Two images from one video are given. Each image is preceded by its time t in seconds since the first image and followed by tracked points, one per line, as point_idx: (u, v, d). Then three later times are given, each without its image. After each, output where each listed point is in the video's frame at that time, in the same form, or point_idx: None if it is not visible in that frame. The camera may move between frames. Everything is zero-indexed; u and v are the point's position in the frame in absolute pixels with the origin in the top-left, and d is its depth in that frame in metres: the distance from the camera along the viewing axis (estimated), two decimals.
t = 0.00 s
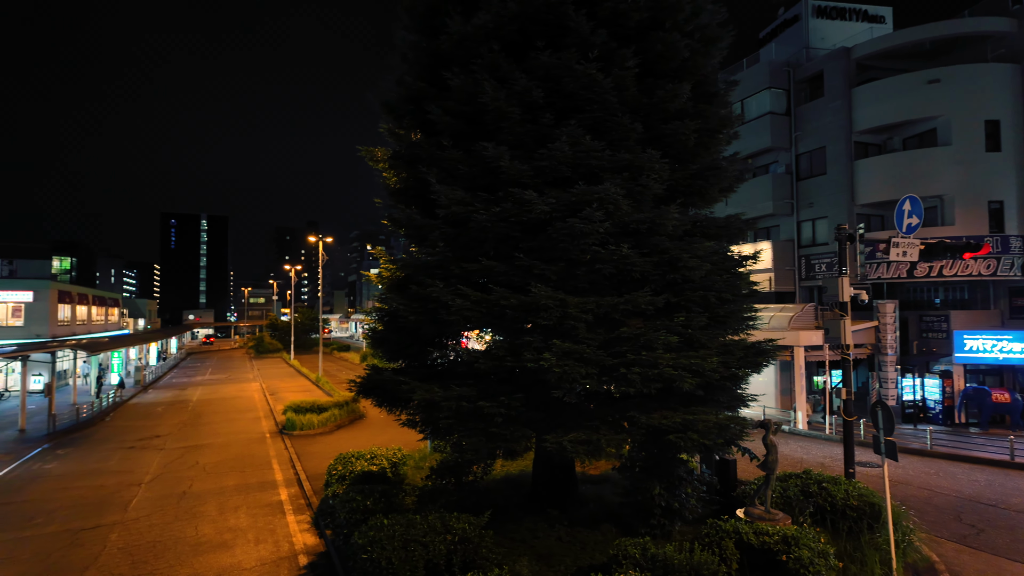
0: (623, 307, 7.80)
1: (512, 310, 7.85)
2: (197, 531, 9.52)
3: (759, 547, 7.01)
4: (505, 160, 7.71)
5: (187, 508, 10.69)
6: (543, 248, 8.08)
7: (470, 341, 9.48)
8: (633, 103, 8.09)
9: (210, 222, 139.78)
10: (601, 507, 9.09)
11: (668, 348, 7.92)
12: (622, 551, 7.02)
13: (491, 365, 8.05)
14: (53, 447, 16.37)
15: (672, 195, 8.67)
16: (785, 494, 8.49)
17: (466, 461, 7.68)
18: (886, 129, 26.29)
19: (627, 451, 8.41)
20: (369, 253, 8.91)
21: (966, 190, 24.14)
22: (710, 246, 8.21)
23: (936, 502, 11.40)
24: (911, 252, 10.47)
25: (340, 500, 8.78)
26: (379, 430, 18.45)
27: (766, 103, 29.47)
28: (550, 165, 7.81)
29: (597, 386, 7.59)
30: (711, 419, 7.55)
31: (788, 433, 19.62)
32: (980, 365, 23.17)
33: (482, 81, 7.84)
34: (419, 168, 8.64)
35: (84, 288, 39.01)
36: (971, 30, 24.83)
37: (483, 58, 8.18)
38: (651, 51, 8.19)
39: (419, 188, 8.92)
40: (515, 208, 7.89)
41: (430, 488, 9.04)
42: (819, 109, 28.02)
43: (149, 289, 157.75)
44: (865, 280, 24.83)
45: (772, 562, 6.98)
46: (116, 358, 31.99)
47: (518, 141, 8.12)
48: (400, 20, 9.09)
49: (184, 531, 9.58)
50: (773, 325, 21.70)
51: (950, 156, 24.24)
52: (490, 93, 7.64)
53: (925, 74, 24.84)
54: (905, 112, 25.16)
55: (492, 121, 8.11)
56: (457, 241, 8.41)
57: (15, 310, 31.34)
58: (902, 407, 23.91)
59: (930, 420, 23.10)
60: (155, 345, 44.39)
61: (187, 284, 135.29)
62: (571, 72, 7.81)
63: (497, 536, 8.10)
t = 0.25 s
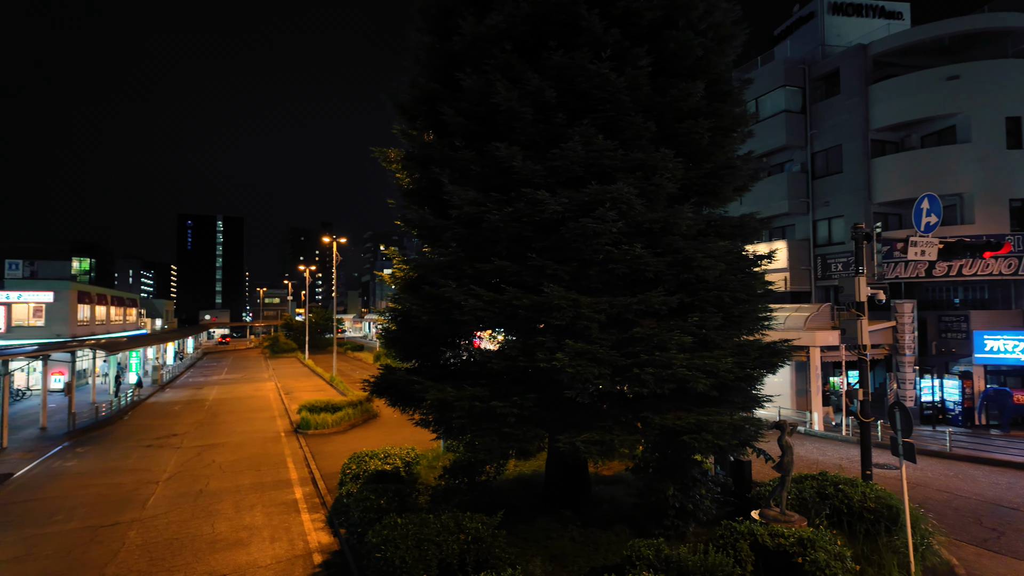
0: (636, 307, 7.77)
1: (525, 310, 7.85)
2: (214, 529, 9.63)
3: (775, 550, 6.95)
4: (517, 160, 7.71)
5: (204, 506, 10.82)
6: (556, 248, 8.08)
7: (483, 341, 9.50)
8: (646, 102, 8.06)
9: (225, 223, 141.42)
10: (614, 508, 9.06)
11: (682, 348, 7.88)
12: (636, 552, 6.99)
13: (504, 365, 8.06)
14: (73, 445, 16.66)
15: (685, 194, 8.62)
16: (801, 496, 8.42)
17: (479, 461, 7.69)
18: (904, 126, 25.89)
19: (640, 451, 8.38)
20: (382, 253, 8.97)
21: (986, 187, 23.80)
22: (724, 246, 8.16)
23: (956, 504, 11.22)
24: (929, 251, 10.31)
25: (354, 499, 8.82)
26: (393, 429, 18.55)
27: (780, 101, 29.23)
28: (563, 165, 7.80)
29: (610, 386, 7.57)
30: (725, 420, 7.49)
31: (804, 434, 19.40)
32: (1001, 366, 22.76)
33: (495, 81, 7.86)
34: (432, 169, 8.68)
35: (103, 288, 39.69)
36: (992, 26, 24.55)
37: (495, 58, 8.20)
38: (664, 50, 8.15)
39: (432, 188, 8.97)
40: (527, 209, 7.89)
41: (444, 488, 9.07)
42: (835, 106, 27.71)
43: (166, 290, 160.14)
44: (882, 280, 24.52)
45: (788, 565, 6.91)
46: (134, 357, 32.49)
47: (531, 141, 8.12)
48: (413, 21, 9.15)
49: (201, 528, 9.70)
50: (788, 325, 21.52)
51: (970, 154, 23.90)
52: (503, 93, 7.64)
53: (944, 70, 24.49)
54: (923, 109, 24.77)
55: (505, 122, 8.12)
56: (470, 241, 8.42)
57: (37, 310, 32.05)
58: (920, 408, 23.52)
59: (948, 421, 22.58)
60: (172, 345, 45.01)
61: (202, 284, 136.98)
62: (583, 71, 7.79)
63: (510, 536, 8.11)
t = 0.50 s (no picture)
0: (649, 306, 7.74)
1: (537, 310, 7.84)
2: (229, 527, 9.73)
3: (791, 552, 6.90)
4: (529, 160, 7.71)
5: (221, 504, 10.93)
6: (568, 248, 8.07)
7: (495, 340, 9.52)
8: (659, 101, 8.02)
9: (240, 224, 142.87)
10: (627, 508, 9.04)
11: (696, 349, 7.82)
12: (649, 553, 6.97)
13: (516, 365, 8.07)
14: (92, 443, 16.91)
15: (699, 193, 8.57)
16: (816, 498, 8.35)
17: (492, 461, 7.71)
18: (921, 123, 25.49)
19: (654, 452, 8.35)
20: (396, 254, 9.04)
21: (1006, 185, 23.39)
22: (738, 245, 8.09)
23: (975, 507, 11.06)
24: (947, 250, 10.29)
25: (367, 498, 8.87)
26: (406, 428, 18.64)
27: (795, 99, 28.98)
28: (575, 164, 7.79)
29: (623, 386, 7.54)
30: (740, 421, 7.43)
31: (819, 436, 19.23)
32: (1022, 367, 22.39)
33: (507, 82, 7.86)
34: (445, 170, 8.71)
35: (121, 289, 40.24)
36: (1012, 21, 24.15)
37: (507, 58, 8.20)
38: (677, 49, 8.11)
39: (445, 189, 9.01)
40: (540, 208, 7.89)
41: (457, 487, 9.09)
42: (851, 104, 27.42)
43: (182, 290, 162.40)
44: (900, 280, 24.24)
45: (804, 567, 6.84)
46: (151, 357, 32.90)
47: (543, 141, 8.12)
48: (426, 22, 9.18)
49: (217, 526, 9.79)
50: (803, 325, 21.35)
51: (990, 151, 23.48)
52: (515, 93, 7.65)
53: (963, 67, 24.13)
54: (941, 106, 24.43)
55: (517, 122, 8.13)
56: (482, 241, 8.44)
57: (57, 310, 32.48)
58: (938, 410, 23.24)
59: (968, 423, 22.44)
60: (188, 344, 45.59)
61: (217, 284, 138.59)
62: (596, 70, 7.77)
63: (522, 536, 8.12)
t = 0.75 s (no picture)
0: (663, 306, 7.70)
1: (550, 310, 7.83)
2: (245, 525, 9.83)
3: (807, 554, 6.81)
4: (542, 160, 7.71)
5: (236, 502, 11.05)
6: (581, 248, 8.05)
7: (507, 341, 9.52)
8: (672, 100, 7.98)
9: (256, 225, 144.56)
10: (641, 509, 9.01)
11: (710, 349, 7.77)
12: (662, 554, 6.92)
13: (529, 365, 8.07)
14: (111, 441, 17.19)
15: (713, 192, 8.51)
16: (833, 500, 8.25)
17: (505, 461, 7.72)
18: (940, 120, 25.04)
19: (667, 453, 8.30)
20: (409, 254, 9.09)
21: None
22: (753, 245, 8.02)
23: (997, 511, 10.85)
24: (968, 248, 10.15)
25: (381, 497, 8.92)
26: (419, 428, 18.71)
27: (811, 97, 28.71)
28: (588, 164, 7.77)
29: (637, 387, 7.51)
30: (755, 422, 7.36)
31: (836, 437, 18.99)
32: None
33: (520, 82, 7.87)
34: (457, 170, 8.74)
35: (140, 289, 40.88)
36: None
37: (520, 58, 8.21)
38: (691, 47, 8.07)
39: (458, 189, 9.05)
40: (552, 208, 7.88)
41: (470, 487, 9.11)
42: (868, 102, 27.11)
43: (199, 291, 164.74)
44: (918, 279, 23.92)
45: (820, 570, 6.75)
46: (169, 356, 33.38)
47: (555, 141, 8.11)
48: (439, 24, 9.23)
49: (233, 524, 9.91)
50: (820, 325, 21.13)
51: (1011, 148, 22.96)
52: (527, 93, 7.65)
53: (983, 63, 23.70)
54: (960, 103, 24.07)
55: (530, 122, 8.13)
56: (495, 241, 8.45)
57: (77, 310, 33.02)
58: (958, 412, 22.89)
59: (989, 425, 21.90)
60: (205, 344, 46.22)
61: (232, 284, 140.23)
62: (609, 70, 7.75)
63: (536, 537, 8.12)
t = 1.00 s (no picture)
0: (677, 306, 7.65)
1: (563, 310, 7.82)
2: (261, 523, 9.93)
3: (824, 557, 6.71)
4: (555, 160, 7.70)
5: (252, 501, 11.17)
6: (594, 248, 8.04)
7: (520, 341, 9.51)
8: (686, 98, 7.94)
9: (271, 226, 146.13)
10: (654, 511, 8.97)
11: (726, 349, 7.71)
12: (677, 555, 6.89)
13: (542, 364, 8.07)
14: (129, 440, 17.44)
15: (728, 191, 8.46)
16: (850, 502, 8.16)
17: (518, 461, 7.72)
18: (961, 117, 24.74)
19: (682, 454, 8.25)
20: (422, 254, 9.14)
21: None
22: (769, 244, 7.95)
23: (1020, 515, 10.65)
24: (991, 246, 10.09)
25: (395, 497, 8.95)
26: (432, 428, 18.78)
27: (827, 94, 28.40)
28: (601, 163, 7.74)
29: (651, 387, 7.48)
30: (770, 423, 7.29)
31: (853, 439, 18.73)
32: None
33: (533, 81, 7.87)
34: (471, 170, 8.77)
35: (157, 290, 41.45)
36: None
37: (533, 58, 8.21)
38: (705, 46, 8.02)
39: (471, 189, 9.08)
40: (566, 208, 7.87)
41: (483, 487, 9.12)
42: (885, 99, 26.75)
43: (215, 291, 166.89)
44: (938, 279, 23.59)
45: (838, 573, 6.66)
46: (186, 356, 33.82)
47: (568, 141, 8.10)
48: (452, 24, 9.26)
49: (250, 522, 10.01)
50: (836, 325, 20.88)
51: None
52: (540, 93, 7.65)
53: (1004, 58, 23.29)
54: (981, 99, 23.71)
55: (543, 121, 8.13)
56: (508, 241, 8.46)
57: (97, 310, 33.41)
58: (980, 413, 22.74)
59: (1012, 427, 21.89)
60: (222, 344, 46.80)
61: (247, 284, 141.85)
62: (622, 68, 7.72)
63: (549, 537, 8.13)
